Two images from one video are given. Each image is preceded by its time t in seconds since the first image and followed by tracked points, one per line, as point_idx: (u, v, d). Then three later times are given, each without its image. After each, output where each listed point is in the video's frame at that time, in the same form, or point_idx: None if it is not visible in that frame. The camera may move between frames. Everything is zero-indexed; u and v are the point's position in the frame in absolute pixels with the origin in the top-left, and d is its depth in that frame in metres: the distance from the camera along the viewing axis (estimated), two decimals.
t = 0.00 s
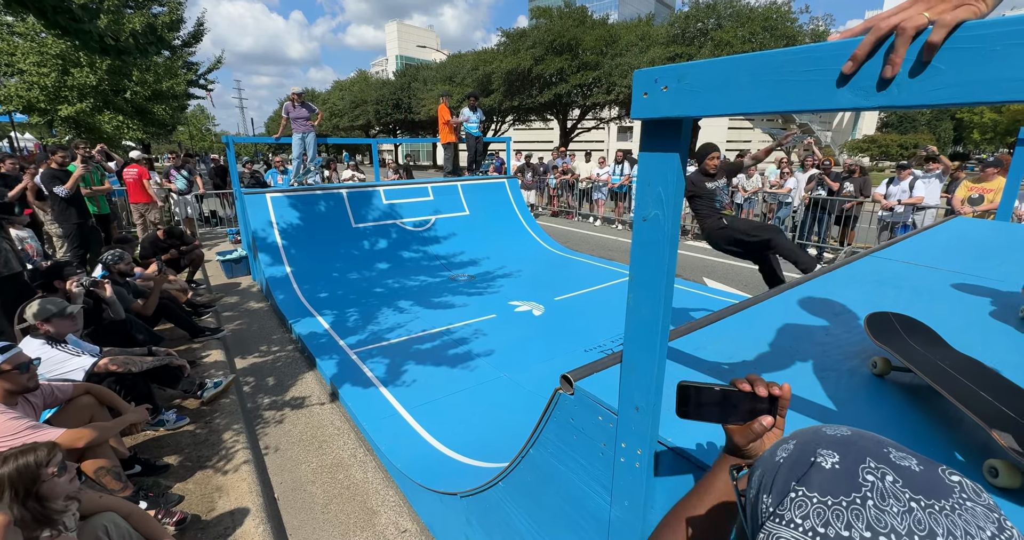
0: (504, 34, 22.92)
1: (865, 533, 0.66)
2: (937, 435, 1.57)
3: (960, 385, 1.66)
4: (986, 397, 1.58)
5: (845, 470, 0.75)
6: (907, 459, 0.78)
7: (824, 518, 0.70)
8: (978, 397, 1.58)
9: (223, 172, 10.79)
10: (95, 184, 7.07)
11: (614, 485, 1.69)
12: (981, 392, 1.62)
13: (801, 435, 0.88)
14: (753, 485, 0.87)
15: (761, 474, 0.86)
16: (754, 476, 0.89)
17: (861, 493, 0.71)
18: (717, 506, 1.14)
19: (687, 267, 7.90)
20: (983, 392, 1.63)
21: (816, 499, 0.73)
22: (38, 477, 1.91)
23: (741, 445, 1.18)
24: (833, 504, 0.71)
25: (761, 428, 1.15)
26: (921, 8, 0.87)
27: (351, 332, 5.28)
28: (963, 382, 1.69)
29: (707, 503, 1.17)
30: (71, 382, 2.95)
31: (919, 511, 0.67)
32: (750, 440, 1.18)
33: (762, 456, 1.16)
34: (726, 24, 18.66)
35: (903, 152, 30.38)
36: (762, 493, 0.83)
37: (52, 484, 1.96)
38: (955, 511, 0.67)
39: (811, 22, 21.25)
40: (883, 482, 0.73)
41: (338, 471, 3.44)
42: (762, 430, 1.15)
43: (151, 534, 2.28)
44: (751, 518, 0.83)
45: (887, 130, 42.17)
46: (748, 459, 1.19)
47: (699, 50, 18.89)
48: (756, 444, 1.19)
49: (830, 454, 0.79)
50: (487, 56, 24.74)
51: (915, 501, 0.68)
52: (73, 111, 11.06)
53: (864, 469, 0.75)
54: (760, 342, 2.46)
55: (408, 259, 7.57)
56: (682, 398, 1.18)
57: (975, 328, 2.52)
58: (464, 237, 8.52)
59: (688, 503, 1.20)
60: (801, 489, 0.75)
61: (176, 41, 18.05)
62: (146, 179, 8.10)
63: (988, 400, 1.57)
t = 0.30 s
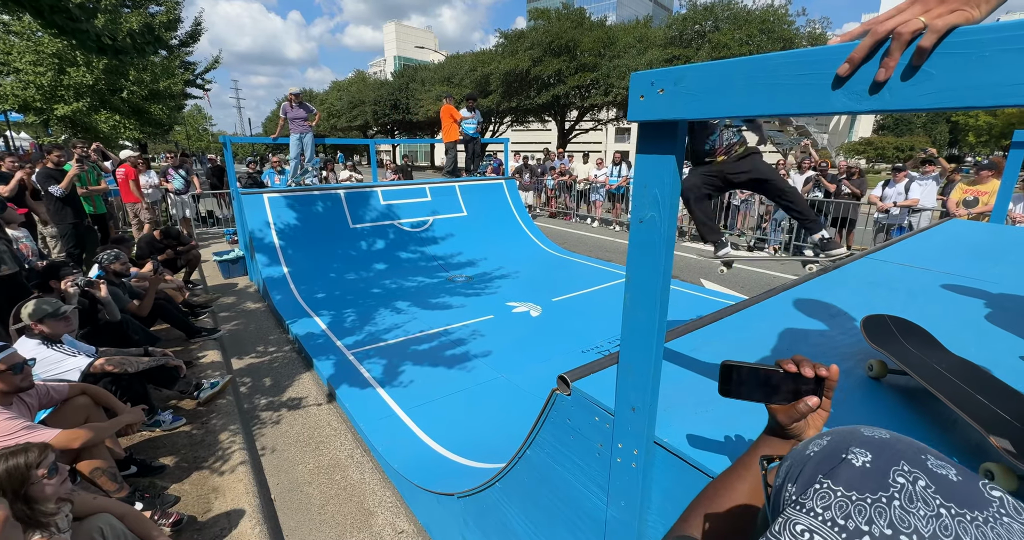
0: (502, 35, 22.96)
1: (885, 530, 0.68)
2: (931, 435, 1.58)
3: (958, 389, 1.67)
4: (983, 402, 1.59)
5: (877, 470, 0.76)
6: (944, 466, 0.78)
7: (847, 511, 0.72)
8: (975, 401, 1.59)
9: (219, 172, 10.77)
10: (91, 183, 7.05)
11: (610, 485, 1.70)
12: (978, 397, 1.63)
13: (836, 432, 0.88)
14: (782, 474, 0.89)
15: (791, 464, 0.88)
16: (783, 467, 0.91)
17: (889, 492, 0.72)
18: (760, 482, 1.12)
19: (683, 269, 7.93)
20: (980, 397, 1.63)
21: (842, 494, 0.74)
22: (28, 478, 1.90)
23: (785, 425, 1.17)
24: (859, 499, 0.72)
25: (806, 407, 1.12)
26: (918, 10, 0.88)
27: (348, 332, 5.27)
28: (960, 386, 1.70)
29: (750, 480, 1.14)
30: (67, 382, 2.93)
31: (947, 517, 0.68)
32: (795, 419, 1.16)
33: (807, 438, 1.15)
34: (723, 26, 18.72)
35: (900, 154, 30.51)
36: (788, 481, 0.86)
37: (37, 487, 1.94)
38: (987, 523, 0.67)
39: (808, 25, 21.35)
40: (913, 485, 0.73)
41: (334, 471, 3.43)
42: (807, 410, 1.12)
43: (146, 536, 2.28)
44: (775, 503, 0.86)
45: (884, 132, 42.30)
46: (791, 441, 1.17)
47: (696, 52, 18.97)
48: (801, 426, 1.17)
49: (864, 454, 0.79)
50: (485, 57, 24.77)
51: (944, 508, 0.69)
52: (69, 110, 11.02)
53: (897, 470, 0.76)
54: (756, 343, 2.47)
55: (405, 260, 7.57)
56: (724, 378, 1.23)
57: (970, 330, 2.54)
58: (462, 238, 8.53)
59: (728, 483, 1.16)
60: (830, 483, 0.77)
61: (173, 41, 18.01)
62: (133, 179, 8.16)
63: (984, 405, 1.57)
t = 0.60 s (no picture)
0: (501, 37, 23.00)
1: (896, 514, 0.72)
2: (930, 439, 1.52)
3: (960, 396, 1.63)
4: (984, 410, 1.55)
5: (892, 461, 0.79)
6: (956, 460, 0.81)
7: (859, 496, 0.75)
8: (980, 411, 1.54)
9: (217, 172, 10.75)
10: (88, 183, 7.03)
11: (608, 486, 1.70)
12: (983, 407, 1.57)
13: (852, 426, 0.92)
14: (797, 465, 0.93)
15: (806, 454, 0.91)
16: (799, 458, 0.94)
17: (903, 480, 0.76)
18: (771, 481, 1.13)
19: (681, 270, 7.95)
20: (986, 407, 1.58)
21: (857, 481, 0.78)
22: (24, 480, 1.90)
23: (796, 426, 1.18)
24: (874, 486, 0.76)
25: (818, 409, 1.13)
26: (912, 16, 0.89)
27: (346, 333, 5.27)
28: (964, 395, 1.65)
29: (761, 479, 1.15)
30: (64, 383, 2.93)
31: (959, 507, 0.72)
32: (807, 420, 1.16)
33: (819, 439, 1.15)
34: (721, 28, 18.78)
35: (896, 156, 30.62)
36: (804, 472, 0.89)
37: (32, 489, 1.93)
38: (998, 513, 0.71)
39: (805, 27, 21.43)
40: (926, 475, 0.77)
41: (332, 472, 3.43)
42: (818, 412, 1.13)
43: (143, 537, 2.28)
44: (790, 492, 0.90)
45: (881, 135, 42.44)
46: (803, 442, 1.17)
47: (694, 54, 19.02)
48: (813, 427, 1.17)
49: (879, 445, 0.83)
50: (484, 58, 24.80)
51: (956, 497, 0.73)
52: (66, 110, 11.00)
53: (911, 461, 0.79)
54: (753, 345, 2.47)
55: (403, 260, 7.57)
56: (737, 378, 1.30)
57: (966, 332, 2.55)
58: (460, 239, 8.53)
59: (739, 481, 1.17)
60: (846, 471, 0.80)
61: (171, 41, 17.99)
62: (128, 178, 8.13)
63: (989, 415, 1.52)
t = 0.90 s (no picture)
0: (499, 38, 23.00)
1: (910, 512, 0.73)
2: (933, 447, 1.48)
3: (964, 404, 1.58)
4: (990, 419, 1.50)
5: (901, 459, 0.81)
6: (961, 456, 0.83)
7: (873, 496, 0.77)
8: (985, 419, 1.49)
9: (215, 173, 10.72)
10: (85, 183, 7.01)
11: (605, 487, 1.70)
12: (989, 414, 1.52)
13: (855, 427, 0.93)
14: (805, 466, 0.93)
15: (812, 456, 0.92)
16: (805, 460, 0.95)
17: (914, 478, 0.77)
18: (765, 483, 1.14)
19: (679, 271, 7.96)
20: (992, 416, 1.53)
21: (870, 480, 0.79)
22: (19, 482, 1.90)
23: (787, 429, 1.18)
24: (885, 485, 0.77)
25: (810, 411, 1.13)
26: (910, 19, 0.89)
27: (344, 334, 5.26)
28: (969, 402, 1.60)
29: (754, 484, 1.16)
30: (60, 383, 2.91)
31: (969, 502, 0.74)
32: (798, 423, 1.16)
33: (810, 441, 1.16)
34: (719, 30, 18.80)
35: (893, 158, 30.73)
36: (813, 473, 0.89)
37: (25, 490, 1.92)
38: (1007, 506, 0.73)
39: (802, 29, 21.50)
40: (935, 472, 0.78)
41: (330, 474, 3.42)
42: (810, 414, 1.13)
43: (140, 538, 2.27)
44: (799, 492, 0.90)
45: (878, 137, 42.55)
46: (794, 444, 1.18)
47: (693, 56, 19.06)
48: (804, 429, 1.17)
49: (886, 444, 0.84)
50: (483, 59, 24.79)
51: (966, 492, 0.74)
52: (63, 110, 10.96)
53: (920, 459, 0.80)
54: (751, 347, 2.47)
55: (401, 261, 7.57)
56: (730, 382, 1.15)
57: (963, 334, 2.56)
58: (458, 240, 8.52)
59: (733, 485, 1.17)
60: (857, 471, 0.81)
61: (169, 41, 17.93)
62: (124, 178, 8.07)
63: (995, 423, 1.47)
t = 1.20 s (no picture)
0: (498, 38, 23.03)
1: (919, 510, 0.72)
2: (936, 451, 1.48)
3: (968, 408, 1.57)
4: (995, 423, 1.49)
5: (902, 456, 0.81)
6: (957, 450, 0.84)
7: (880, 496, 0.76)
8: (990, 423, 1.48)
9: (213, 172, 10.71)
10: (83, 183, 6.98)
11: (603, 488, 1.69)
12: (993, 419, 1.52)
13: (852, 427, 0.93)
14: (805, 469, 0.93)
15: (813, 458, 0.92)
16: (804, 462, 0.94)
17: (918, 475, 0.77)
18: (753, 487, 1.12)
19: (677, 271, 7.97)
20: (997, 420, 1.52)
21: (875, 479, 0.78)
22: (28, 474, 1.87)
23: (771, 429, 1.15)
24: (891, 484, 0.77)
25: (791, 411, 1.10)
26: (914, 19, 0.88)
27: (343, 334, 5.25)
28: (973, 406, 1.59)
29: (742, 486, 1.14)
30: (57, 384, 2.90)
31: (972, 496, 0.74)
32: (782, 422, 1.12)
33: (792, 441, 1.12)
34: (718, 31, 18.85)
35: (892, 159, 30.79)
36: (816, 475, 0.88)
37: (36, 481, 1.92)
38: (1008, 498, 0.73)
39: (800, 30, 21.56)
40: (937, 468, 0.78)
41: (327, 474, 3.41)
42: (792, 414, 1.10)
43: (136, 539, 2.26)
44: (803, 496, 0.89)
45: (877, 138, 42.63)
46: (778, 444, 1.16)
47: (692, 56, 19.11)
48: (787, 429, 1.13)
49: (886, 442, 0.84)
50: (481, 59, 24.81)
51: (969, 487, 0.75)
52: (61, 109, 10.94)
53: (920, 456, 0.81)
54: (751, 349, 2.47)
55: (400, 261, 7.56)
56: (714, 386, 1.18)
57: (963, 335, 2.56)
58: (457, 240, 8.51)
59: (721, 488, 1.16)
60: (860, 470, 0.81)
61: (167, 40, 17.91)
62: (122, 179, 8.00)
63: (1000, 427, 1.47)
